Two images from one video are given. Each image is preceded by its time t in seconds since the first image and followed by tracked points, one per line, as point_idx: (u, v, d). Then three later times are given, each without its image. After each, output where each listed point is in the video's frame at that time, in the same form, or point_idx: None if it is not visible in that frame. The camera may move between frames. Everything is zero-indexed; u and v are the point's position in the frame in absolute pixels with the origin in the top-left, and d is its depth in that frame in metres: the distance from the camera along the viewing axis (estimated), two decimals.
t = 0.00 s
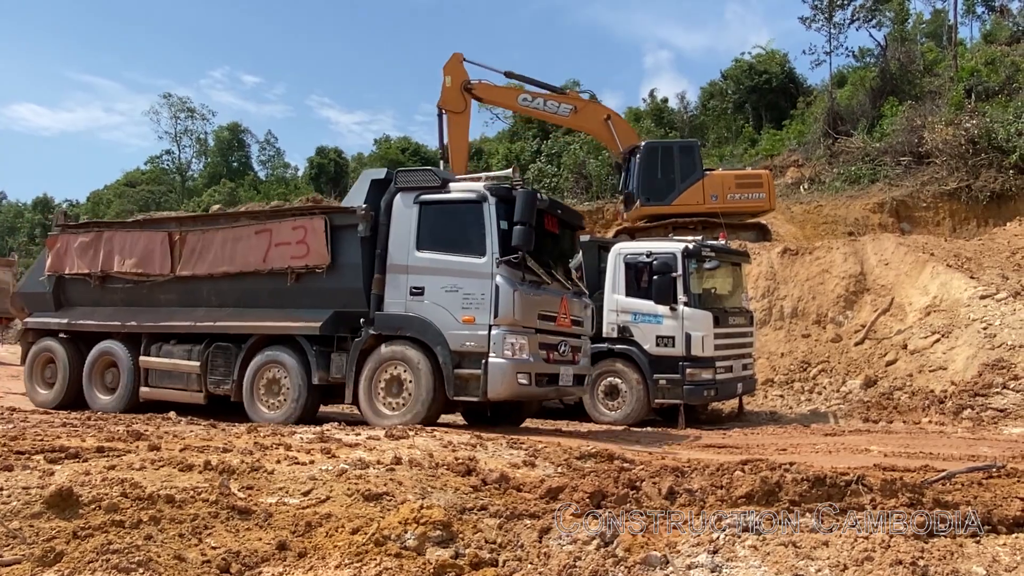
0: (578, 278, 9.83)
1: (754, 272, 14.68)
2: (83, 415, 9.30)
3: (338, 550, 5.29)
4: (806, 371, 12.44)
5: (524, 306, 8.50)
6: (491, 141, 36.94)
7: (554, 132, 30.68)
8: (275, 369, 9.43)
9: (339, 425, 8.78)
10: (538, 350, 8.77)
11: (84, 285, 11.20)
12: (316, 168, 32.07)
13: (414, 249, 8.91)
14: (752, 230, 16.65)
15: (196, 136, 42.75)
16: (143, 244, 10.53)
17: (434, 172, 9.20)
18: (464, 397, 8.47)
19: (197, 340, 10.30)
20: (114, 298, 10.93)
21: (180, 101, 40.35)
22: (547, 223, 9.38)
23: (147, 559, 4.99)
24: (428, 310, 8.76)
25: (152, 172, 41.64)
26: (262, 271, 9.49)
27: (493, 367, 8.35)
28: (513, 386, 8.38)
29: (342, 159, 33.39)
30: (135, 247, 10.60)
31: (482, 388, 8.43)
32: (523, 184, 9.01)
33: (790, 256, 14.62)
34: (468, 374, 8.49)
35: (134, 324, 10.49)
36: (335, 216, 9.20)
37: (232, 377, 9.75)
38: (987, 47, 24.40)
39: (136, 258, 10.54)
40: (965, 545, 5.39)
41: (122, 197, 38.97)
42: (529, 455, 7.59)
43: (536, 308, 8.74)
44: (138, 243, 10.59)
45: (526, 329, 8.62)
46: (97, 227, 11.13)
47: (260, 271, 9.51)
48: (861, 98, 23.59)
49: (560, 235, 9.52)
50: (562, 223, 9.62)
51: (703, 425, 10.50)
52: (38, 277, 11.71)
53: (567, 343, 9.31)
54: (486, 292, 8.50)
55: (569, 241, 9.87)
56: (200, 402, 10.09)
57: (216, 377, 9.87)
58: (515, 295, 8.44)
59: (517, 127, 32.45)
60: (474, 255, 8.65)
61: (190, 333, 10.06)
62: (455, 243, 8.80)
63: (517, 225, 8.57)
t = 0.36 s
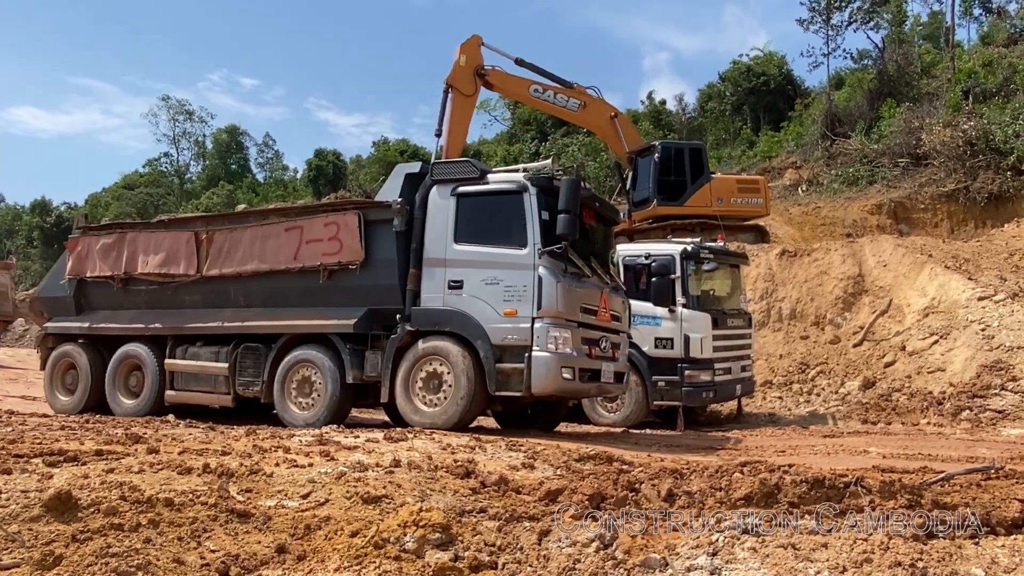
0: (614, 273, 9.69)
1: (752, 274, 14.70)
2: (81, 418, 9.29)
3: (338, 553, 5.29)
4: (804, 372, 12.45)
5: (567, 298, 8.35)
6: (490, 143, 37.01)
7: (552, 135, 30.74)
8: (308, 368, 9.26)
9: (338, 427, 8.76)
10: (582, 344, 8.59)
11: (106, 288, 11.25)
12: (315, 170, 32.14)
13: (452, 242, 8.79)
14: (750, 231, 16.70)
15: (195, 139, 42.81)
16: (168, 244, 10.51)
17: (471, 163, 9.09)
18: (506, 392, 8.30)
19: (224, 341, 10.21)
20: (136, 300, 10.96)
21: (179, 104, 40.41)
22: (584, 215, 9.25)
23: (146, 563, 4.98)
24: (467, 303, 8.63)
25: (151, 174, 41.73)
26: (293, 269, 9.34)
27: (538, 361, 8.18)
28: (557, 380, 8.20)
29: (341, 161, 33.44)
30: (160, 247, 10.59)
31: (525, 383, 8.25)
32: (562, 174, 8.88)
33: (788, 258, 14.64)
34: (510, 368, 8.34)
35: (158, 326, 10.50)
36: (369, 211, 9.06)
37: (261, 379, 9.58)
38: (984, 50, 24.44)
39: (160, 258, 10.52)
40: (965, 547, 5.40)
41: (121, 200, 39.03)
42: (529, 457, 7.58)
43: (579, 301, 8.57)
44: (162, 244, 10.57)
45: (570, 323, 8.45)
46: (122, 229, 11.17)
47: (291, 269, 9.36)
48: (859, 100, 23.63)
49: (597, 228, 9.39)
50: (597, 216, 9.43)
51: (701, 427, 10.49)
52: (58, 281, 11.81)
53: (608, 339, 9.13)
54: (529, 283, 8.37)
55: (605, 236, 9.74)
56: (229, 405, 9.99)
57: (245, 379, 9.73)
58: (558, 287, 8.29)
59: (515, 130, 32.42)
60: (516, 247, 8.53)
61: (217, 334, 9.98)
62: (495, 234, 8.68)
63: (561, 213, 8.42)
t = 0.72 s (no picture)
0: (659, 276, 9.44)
1: (751, 276, 14.71)
2: (79, 421, 9.26)
3: (336, 555, 5.30)
4: (803, 374, 12.45)
5: (616, 299, 8.13)
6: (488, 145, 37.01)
7: (550, 137, 30.74)
8: (345, 371, 9.04)
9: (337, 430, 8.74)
10: (630, 347, 8.36)
11: (134, 288, 11.10)
12: (314, 173, 32.31)
13: (498, 240, 8.55)
14: (748, 233, 16.80)
15: (193, 141, 42.84)
16: (200, 243, 10.34)
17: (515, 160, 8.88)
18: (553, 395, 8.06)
19: (256, 344, 9.99)
20: (166, 301, 10.79)
21: (178, 106, 40.47)
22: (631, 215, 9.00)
23: (144, 566, 4.98)
24: (513, 303, 8.37)
25: (149, 177, 41.81)
26: (331, 268, 9.11)
27: (588, 364, 7.94)
28: (608, 384, 7.95)
29: (339, 163, 33.47)
30: (192, 246, 10.42)
31: (575, 386, 8.00)
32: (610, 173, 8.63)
33: (787, 259, 14.65)
34: (558, 371, 8.11)
35: (188, 326, 10.32)
36: (411, 210, 8.84)
37: (297, 381, 9.38)
38: (982, 51, 24.43)
39: (192, 257, 10.35)
40: (964, 548, 5.40)
41: (120, 202, 39.12)
42: (528, 459, 7.57)
43: (628, 303, 8.35)
44: (195, 243, 10.40)
45: (619, 325, 8.22)
46: (152, 227, 11.01)
47: (328, 268, 9.13)
48: (856, 102, 23.63)
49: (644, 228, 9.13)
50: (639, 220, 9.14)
51: (700, 429, 10.49)
52: (84, 281, 11.70)
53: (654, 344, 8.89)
54: (578, 283, 8.12)
55: (651, 237, 9.49)
56: (260, 408, 9.79)
57: (279, 381, 9.51)
58: (608, 287, 8.07)
59: (513, 132, 32.40)
60: (564, 246, 8.28)
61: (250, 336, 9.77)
62: (542, 233, 8.45)
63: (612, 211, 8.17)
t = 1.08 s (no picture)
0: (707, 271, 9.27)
1: (749, 277, 14.73)
2: (76, 422, 9.23)
3: (335, 557, 5.30)
4: (801, 375, 12.45)
5: (668, 295, 7.98)
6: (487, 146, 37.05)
7: (549, 139, 30.76)
8: (383, 373, 9.03)
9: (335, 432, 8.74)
10: (681, 345, 8.20)
11: (163, 288, 11.10)
12: (312, 174, 32.34)
13: (544, 236, 8.45)
14: (746, 234, 16.87)
15: (192, 142, 42.88)
16: (232, 242, 10.34)
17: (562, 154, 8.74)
18: (603, 396, 7.93)
19: (289, 344, 10.05)
20: (196, 301, 10.81)
21: (176, 108, 40.54)
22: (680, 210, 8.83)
23: (143, 568, 4.97)
24: (560, 301, 8.26)
25: (148, 179, 41.93)
26: (368, 266, 9.10)
27: (642, 363, 7.77)
28: (662, 383, 7.79)
29: (338, 165, 33.52)
30: (223, 245, 10.42)
31: (628, 386, 7.83)
32: (661, 165, 8.48)
33: (785, 260, 14.67)
34: (608, 371, 7.94)
35: (219, 326, 10.35)
36: (451, 205, 8.79)
37: (332, 382, 9.42)
38: (980, 53, 24.48)
39: (224, 257, 10.35)
40: (963, 549, 5.41)
41: (120, 205, 39.20)
42: (526, 461, 7.57)
43: (678, 300, 8.21)
44: (226, 242, 10.40)
45: (670, 323, 8.06)
46: (181, 226, 10.99)
47: (367, 266, 9.11)
48: (855, 103, 23.65)
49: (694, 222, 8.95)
50: (693, 217, 9.00)
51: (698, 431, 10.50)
52: (111, 282, 11.69)
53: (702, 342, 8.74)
54: (629, 280, 7.98)
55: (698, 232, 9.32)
56: (293, 410, 9.87)
57: (314, 382, 9.58)
58: (660, 284, 7.92)
59: (512, 133, 32.40)
60: (614, 241, 8.15)
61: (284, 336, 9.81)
62: (591, 228, 8.31)
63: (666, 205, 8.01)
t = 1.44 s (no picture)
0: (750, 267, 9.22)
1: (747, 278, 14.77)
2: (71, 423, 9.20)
3: (333, 558, 5.30)
4: (800, 376, 12.48)
5: (723, 295, 7.93)
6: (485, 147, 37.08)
7: (547, 140, 30.64)
8: (429, 371, 8.92)
9: (333, 433, 8.74)
10: (735, 347, 8.12)
11: (189, 289, 11.07)
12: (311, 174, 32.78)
13: (592, 235, 8.38)
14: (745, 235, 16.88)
15: (191, 143, 42.91)
16: (262, 241, 10.31)
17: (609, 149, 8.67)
18: (659, 399, 7.80)
19: (322, 346, 10.03)
20: (222, 302, 10.78)
21: (174, 110, 40.59)
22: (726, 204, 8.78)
23: (140, 569, 4.97)
24: (609, 300, 8.18)
25: (145, 180, 42.00)
26: (406, 265, 9.05)
27: (699, 364, 7.67)
28: (719, 385, 7.68)
29: (335, 165, 33.58)
30: (253, 244, 10.40)
31: (685, 388, 7.72)
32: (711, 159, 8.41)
33: (783, 261, 14.72)
34: (662, 373, 7.84)
35: (248, 329, 10.35)
36: (491, 202, 8.76)
37: (369, 385, 9.40)
38: (978, 54, 24.50)
39: (253, 257, 10.35)
40: (961, 550, 5.42)
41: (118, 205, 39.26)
42: (525, 461, 7.57)
43: (731, 300, 8.15)
44: (255, 241, 10.39)
45: (724, 323, 7.99)
46: (207, 226, 10.98)
47: (403, 266, 9.07)
48: (853, 104, 23.68)
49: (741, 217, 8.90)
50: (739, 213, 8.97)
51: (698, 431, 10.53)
52: (134, 284, 11.67)
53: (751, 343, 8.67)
54: (683, 280, 7.91)
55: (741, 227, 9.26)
56: (329, 413, 9.80)
57: (350, 384, 9.55)
58: (716, 283, 7.87)
59: (511, 133, 32.35)
60: (666, 238, 8.08)
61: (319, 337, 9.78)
62: (642, 226, 8.24)
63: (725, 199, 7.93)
